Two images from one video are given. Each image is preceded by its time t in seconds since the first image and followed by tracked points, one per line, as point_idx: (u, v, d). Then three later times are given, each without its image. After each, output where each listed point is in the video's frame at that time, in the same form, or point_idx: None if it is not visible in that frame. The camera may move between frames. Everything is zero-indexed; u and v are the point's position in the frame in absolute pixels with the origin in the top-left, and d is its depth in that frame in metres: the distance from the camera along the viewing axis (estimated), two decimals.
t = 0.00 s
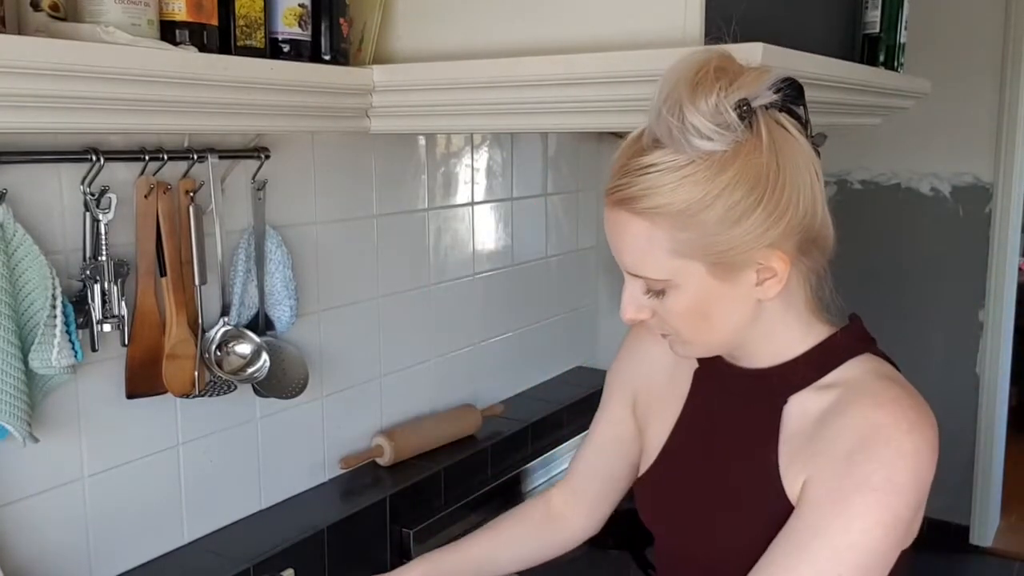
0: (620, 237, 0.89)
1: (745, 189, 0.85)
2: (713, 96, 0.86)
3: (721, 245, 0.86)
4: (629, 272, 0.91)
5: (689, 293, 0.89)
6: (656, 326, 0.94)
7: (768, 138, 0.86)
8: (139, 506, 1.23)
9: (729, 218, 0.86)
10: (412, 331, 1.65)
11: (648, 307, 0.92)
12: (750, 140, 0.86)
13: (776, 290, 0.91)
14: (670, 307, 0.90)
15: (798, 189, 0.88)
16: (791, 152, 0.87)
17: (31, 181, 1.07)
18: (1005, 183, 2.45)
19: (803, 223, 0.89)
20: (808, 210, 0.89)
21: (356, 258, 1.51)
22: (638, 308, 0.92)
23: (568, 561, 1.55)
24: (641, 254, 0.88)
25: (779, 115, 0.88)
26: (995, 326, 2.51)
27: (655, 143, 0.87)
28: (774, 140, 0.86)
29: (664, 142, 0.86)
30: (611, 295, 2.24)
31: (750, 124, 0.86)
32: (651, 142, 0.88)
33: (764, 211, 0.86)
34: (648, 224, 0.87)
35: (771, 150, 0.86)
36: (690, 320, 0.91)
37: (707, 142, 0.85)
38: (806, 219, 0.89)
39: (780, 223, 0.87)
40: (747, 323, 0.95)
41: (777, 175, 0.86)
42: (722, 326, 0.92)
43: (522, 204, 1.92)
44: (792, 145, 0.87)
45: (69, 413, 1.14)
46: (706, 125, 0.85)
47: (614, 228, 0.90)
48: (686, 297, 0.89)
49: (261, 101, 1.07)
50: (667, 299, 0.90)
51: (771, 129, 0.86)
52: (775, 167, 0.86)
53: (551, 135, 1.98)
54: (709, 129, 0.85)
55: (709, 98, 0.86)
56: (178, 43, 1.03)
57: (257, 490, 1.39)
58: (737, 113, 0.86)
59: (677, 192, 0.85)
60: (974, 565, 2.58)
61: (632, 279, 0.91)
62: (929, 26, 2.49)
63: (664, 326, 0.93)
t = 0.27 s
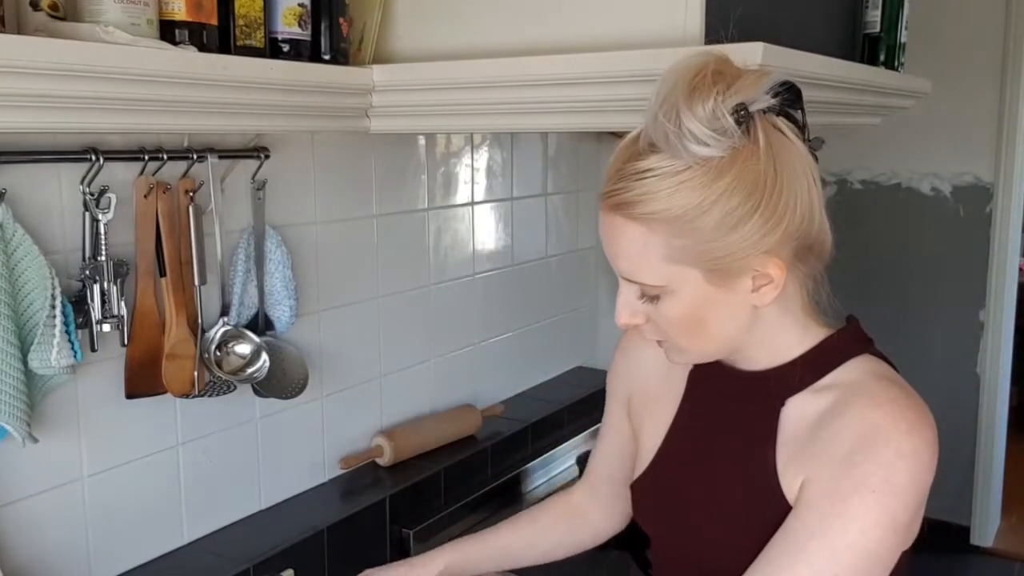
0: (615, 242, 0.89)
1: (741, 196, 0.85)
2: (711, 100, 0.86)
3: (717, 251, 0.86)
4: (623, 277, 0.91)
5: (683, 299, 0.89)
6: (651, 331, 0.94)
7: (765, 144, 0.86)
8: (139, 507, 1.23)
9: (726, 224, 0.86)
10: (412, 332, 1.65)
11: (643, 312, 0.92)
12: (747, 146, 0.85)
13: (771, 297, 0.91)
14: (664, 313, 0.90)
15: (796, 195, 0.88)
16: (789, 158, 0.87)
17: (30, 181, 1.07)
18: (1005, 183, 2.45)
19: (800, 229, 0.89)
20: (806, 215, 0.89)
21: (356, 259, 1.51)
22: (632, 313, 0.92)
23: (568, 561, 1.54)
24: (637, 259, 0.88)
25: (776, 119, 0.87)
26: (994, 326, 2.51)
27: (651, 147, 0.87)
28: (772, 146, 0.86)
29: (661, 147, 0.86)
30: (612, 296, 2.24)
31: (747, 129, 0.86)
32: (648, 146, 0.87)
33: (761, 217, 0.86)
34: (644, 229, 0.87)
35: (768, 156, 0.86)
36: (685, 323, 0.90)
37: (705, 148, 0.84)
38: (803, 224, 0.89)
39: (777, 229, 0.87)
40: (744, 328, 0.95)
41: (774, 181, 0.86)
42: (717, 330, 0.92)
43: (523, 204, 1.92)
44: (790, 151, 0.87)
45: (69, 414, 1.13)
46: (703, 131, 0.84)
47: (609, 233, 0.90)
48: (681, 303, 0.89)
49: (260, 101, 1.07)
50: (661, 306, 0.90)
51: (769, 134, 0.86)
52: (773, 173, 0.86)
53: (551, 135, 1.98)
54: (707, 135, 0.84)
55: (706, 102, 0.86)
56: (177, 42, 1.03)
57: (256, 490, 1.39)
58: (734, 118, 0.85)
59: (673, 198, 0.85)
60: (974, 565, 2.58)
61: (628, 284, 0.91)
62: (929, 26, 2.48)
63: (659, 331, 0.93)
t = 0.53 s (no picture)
0: (615, 242, 0.89)
1: (743, 198, 0.85)
2: (714, 102, 0.86)
3: (717, 254, 0.86)
4: (623, 277, 0.91)
5: (682, 300, 0.89)
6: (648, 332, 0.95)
7: (767, 147, 0.86)
8: (139, 507, 1.23)
9: (726, 227, 0.86)
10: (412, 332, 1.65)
11: (641, 311, 0.92)
12: (750, 150, 0.85)
13: (770, 299, 0.92)
14: (662, 314, 0.91)
15: (797, 199, 0.88)
16: (791, 161, 0.87)
17: (30, 181, 1.07)
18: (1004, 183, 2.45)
19: (801, 233, 0.89)
20: (807, 219, 0.89)
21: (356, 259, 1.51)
22: (630, 313, 0.92)
23: (568, 561, 1.55)
24: (637, 259, 0.88)
25: (779, 121, 0.87)
26: (994, 326, 2.52)
27: (653, 147, 0.87)
28: (775, 149, 0.86)
29: (663, 147, 0.86)
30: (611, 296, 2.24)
31: (750, 132, 0.86)
32: (649, 146, 0.87)
33: (761, 220, 0.86)
34: (644, 229, 0.87)
35: (771, 159, 0.86)
36: (684, 323, 0.90)
37: (707, 150, 0.84)
38: (805, 228, 0.89)
39: (778, 232, 0.87)
40: (742, 331, 0.95)
41: (776, 184, 0.86)
42: (716, 332, 0.92)
43: (522, 204, 1.92)
44: (792, 154, 0.87)
45: (69, 414, 1.14)
46: (705, 132, 0.84)
47: (609, 232, 0.90)
48: (680, 304, 0.89)
49: (260, 101, 1.07)
50: (660, 306, 0.90)
51: (771, 137, 0.86)
52: (775, 176, 0.86)
53: (551, 135, 1.98)
54: (709, 137, 0.84)
55: (710, 104, 0.86)
56: (178, 43, 1.03)
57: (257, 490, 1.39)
58: (737, 120, 0.85)
59: (674, 199, 0.85)
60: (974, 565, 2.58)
61: (627, 282, 0.91)
62: (929, 26, 2.49)
63: (657, 332, 0.93)
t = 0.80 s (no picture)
0: (611, 240, 0.90)
1: (740, 201, 0.86)
2: (713, 103, 0.86)
3: (712, 255, 0.87)
4: (616, 275, 0.91)
5: (676, 301, 0.90)
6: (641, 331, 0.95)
7: (766, 150, 0.86)
8: (140, 507, 1.23)
9: (722, 228, 0.86)
10: (411, 332, 1.65)
11: (635, 310, 0.92)
12: (748, 152, 0.86)
13: (764, 302, 0.92)
14: (654, 313, 0.91)
15: (794, 204, 0.88)
16: (789, 165, 0.87)
17: (32, 182, 1.07)
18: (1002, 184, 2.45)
19: (797, 236, 0.90)
20: (803, 222, 0.90)
21: (357, 259, 1.51)
22: (623, 311, 0.93)
23: (567, 560, 1.55)
24: (632, 258, 0.89)
25: (777, 124, 0.88)
26: (992, 325, 2.52)
27: (651, 147, 0.87)
28: (772, 152, 0.86)
29: (660, 147, 0.86)
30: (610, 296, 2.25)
31: (748, 134, 0.86)
32: (647, 145, 0.88)
33: (758, 223, 0.87)
34: (639, 228, 0.87)
35: (768, 162, 0.86)
36: (678, 323, 0.91)
37: (704, 151, 0.85)
38: (801, 231, 0.90)
39: (774, 235, 0.88)
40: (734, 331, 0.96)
41: (773, 187, 0.87)
42: (708, 332, 0.93)
43: (522, 205, 1.92)
44: (790, 157, 0.87)
45: (70, 413, 1.14)
46: (704, 133, 0.85)
47: (605, 229, 0.90)
48: (674, 304, 0.90)
49: (262, 102, 1.07)
50: (654, 307, 0.91)
51: (769, 139, 0.86)
52: (772, 179, 0.86)
53: (550, 136, 1.99)
54: (707, 138, 0.85)
55: (708, 105, 0.86)
56: (179, 44, 1.04)
57: (257, 490, 1.40)
58: (735, 122, 0.86)
59: (671, 199, 0.86)
60: (973, 564, 2.58)
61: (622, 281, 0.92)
62: (926, 27, 2.49)
63: (648, 331, 0.94)
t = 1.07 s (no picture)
0: (632, 240, 0.90)
1: (764, 203, 0.86)
2: (741, 103, 0.86)
3: (735, 257, 0.87)
4: (636, 276, 0.92)
5: (699, 305, 0.90)
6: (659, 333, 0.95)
7: (792, 152, 0.86)
8: (140, 506, 1.23)
9: (745, 231, 0.86)
10: (412, 332, 1.65)
11: (654, 311, 0.92)
12: (775, 154, 0.86)
13: (785, 307, 0.92)
14: (675, 316, 0.91)
15: (819, 208, 0.88)
16: (814, 168, 0.87)
17: (32, 182, 1.07)
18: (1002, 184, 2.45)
19: (822, 240, 0.90)
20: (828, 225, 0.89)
21: (357, 259, 1.51)
22: (641, 312, 0.93)
23: (568, 560, 1.55)
24: (653, 260, 0.89)
25: (803, 126, 0.88)
26: (991, 325, 2.52)
27: (676, 147, 0.87)
28: (798, 154, 0.86)
29: (685, 148, 0.86)
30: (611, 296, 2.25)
31: (775, 136, 0.86)
32: (671, 145, 0.88)
33: (782, 226, 0.87)
34: (662, 230, 0.87)
35: (793, 164, 0.86)
36: (697, 326, 0.91)
37: (731, 152, 0.85)
38: (825, 234, 0.89)
39: (797, 239, 0.88)
40: (754, 336, 0.95)
41: (798, 190, 0.86)
42: (727, 335, 0.93)
43: (522, 205, 1.92)
44: (816, 161, 0.87)
45: (70, 413, 1.14)
46: (731, 134, 0.85)
47: (627, 229, 0.90)
48: (697, 308, 0.90)
49: (263, 102, 1.08)
50: (673, 310, 0.91)
51: (795, 141, 0.86)
52: (797, 182, 0.86)
53: (550, 135, 1.99)
54: (734, 139, 0.84)
55: (737, 105, 0.86)
56: (179, 44, 1.04)
57: (257, 490, 1.40)
58: (762, 123, 0.86)
59: (694, 201, 0.86)
60: (973, 564, 2.58)
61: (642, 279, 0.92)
62: (927, 27, 2.49)
63: (666, 332, 0.94)
